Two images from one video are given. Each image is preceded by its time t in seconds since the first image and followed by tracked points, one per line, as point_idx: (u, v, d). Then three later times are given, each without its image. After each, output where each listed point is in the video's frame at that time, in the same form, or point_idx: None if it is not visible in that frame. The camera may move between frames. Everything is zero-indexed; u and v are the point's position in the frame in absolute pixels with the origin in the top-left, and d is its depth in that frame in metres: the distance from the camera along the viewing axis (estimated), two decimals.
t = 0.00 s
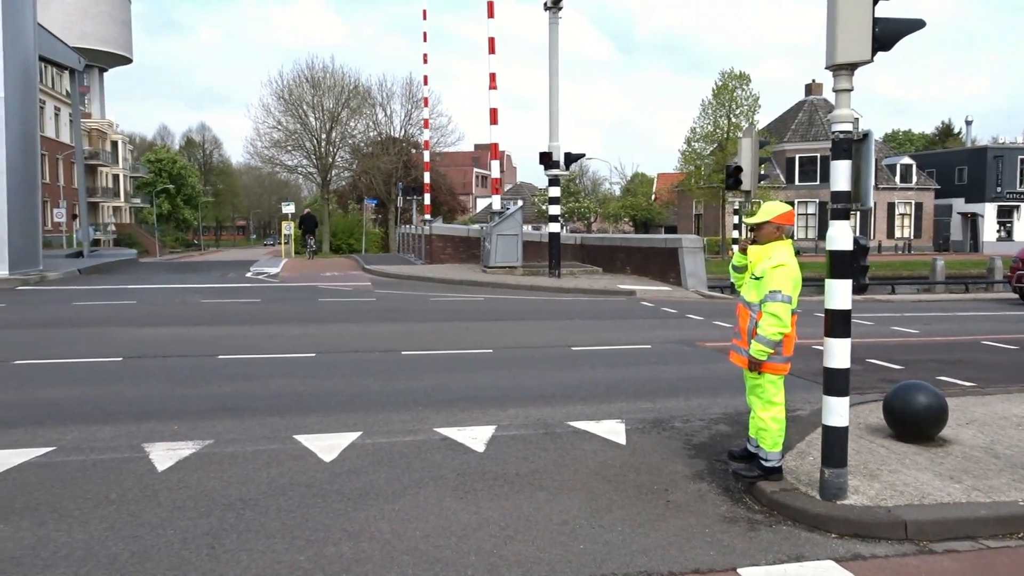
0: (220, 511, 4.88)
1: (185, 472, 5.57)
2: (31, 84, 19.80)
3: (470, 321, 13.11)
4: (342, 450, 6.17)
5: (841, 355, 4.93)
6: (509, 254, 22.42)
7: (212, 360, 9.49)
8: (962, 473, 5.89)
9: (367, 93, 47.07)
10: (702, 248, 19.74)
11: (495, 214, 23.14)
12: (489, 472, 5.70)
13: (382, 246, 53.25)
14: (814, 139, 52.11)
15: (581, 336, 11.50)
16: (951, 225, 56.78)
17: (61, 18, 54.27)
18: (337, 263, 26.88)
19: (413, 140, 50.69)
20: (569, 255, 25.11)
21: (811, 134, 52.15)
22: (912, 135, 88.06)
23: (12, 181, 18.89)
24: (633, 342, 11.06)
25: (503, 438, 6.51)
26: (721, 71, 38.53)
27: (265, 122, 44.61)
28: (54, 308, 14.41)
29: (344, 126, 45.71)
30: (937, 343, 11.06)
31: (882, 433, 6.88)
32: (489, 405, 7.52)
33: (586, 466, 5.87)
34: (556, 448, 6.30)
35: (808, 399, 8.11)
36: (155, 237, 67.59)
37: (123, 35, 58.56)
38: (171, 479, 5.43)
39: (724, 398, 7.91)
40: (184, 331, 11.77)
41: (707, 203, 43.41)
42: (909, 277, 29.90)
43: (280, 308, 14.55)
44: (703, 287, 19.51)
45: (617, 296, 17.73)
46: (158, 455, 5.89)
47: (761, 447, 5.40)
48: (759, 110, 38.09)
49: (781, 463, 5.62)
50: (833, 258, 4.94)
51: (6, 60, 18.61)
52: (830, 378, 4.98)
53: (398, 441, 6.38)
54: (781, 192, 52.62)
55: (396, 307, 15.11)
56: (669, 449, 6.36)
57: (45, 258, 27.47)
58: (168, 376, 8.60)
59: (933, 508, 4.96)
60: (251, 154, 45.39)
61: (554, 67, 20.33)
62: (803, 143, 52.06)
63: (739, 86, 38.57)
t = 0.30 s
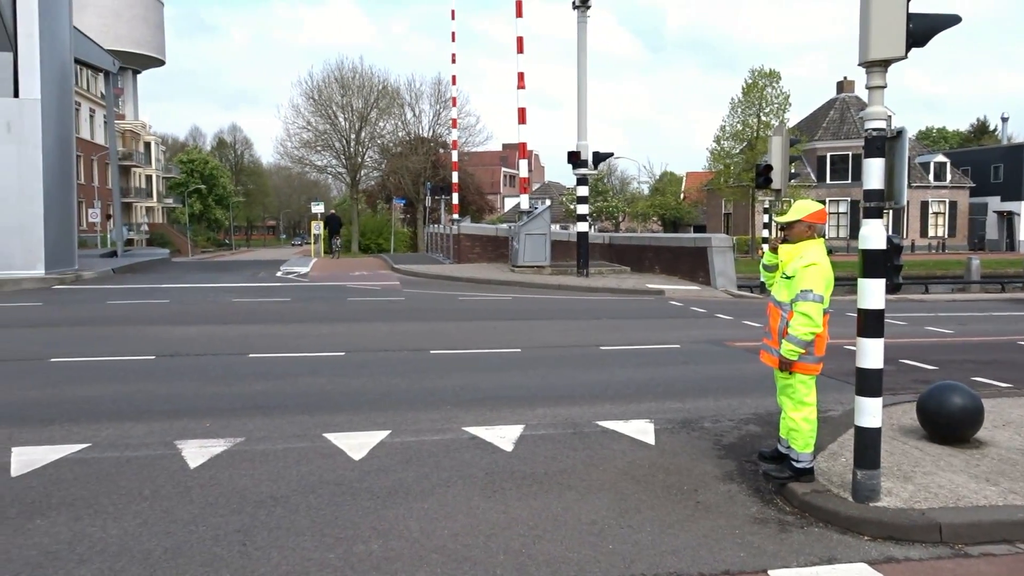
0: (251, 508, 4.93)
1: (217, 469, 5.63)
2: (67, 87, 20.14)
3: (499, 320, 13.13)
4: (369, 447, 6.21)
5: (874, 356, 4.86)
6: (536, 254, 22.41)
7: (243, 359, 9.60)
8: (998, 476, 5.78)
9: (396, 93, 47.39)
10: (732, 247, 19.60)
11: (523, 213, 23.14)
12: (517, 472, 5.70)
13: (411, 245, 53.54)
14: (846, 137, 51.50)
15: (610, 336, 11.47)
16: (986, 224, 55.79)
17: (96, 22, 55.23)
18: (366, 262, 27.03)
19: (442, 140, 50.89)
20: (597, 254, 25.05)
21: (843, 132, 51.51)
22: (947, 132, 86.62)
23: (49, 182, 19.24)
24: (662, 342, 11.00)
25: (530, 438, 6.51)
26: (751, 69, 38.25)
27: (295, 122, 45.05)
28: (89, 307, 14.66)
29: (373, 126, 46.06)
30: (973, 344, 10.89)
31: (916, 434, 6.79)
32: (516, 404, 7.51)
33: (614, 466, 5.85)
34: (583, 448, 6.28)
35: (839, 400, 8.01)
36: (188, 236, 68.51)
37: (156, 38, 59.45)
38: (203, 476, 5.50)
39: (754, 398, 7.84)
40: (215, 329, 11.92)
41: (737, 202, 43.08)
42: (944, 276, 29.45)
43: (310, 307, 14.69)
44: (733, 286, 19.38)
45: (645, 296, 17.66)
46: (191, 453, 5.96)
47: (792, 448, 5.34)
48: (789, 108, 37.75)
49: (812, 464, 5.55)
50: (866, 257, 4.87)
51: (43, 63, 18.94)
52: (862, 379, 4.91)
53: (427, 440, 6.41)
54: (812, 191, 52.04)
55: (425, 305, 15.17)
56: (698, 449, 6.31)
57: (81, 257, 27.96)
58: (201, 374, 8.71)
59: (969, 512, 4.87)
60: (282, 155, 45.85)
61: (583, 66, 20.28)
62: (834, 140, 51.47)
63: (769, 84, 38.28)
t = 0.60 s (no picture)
0: (279, 505, 4.98)
1: (247, 467, 5.70)
2: (101, 89, 20.44)
3: (525, 321, 13.13)
4: (397, 447, 6.24)
5: (907, 360, 4.80)
6: (562, 254, 22.39)
7: (272, 357, 9.69)
8: None
9: (423, 94, 47.62)
10: (760, 249, 19.45)
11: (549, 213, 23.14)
12: (543, 472, 5.70)
13: (437, 246, 53.79)
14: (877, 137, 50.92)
15: (637, 337, 11.43)
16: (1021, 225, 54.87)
17: (130, 25, 56.07)
18: (392, 263, 27.16)
19: (469, 141, 51.01)
20: (623, 255, 24.99)
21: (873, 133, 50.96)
22: (981, 132, 85.29)
23: (85, 183, 19.54)
24: (688, 343, 10.94)
25: (556, 439, 6.51)
26: (779, 69, 37.92)
27: (323, 124, 45.42)
28: (122, 306, 14.88)
29: (400, 127, 46.30)
30: (1007, 347, 10.71)
31: (949, 440, 6.69)
32: (543, 405, 7.51)
33: (641, 468, 5.83)
34: (609, 449, 6.27)
35: (870, 404, 7.92)
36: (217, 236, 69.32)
37: (188, 40, 60.25)
38: (233, 473, 5.57)
39: (782, 401, 7.78)
40: (244, 328, 12.05)
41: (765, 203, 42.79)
42: (978, 278, 29.03)
43: (338, 307, 14.81)
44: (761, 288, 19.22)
45: (672, 297, 17.59)
46: (221, 450, 6.03)
47: (822, 452, 5.28)
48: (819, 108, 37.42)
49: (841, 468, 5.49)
50: (898, 259, 4.81)
51: (78, 66, 19.22)
52: (894, 382, 4.84)
53: (453, 440, 6.43)
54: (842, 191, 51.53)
55: (451, 306, 15.23)
56: (726, 452, 6.27)
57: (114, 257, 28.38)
58: (231, 372, 8.81)
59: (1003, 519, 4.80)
60: (310, 156, 46.25)
61: (610, 67, 20.24)
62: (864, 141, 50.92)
63: (798, 83, 37.95)
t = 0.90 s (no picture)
0: (307, 500, 5.02)
1: (276, 462, 5.75)
2: (136, 88, 20.72)
3: (552, 320, 13.13)
4: (423, 444, 6.26)
5: (942, 361, 4.72)
6: (590, 253, 22.33)
7: (301, 354, 9.76)
8: None
9: (451, 93, 47.74)
10: (790, 248, 19.25)
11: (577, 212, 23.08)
12: (569, 471, 5.70)
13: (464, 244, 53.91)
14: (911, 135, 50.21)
15: (664, 337, 11.38)
16: None
17: (164, 25, 56.84)
18: (420, 261, 27.25)
19: (497, 139, 51.04)
20: (651, 254, 24.88)
21: (907, 130, 50.25)
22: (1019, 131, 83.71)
23: (119, 181, 19.81)
24: (717, 343, 10.87)
25: (583, 437, 6.50)
26: (811, 66, 37.58)
27: (353, 122, 45.71)
28: (154, 301, 15.09)
29: (428, 125, 46.47)
30: None
31: (983, 444, 6.57)
32: (569, 404, 7.50)
33: (668, 468, 5.80)
34: (636, 449, 6.25)
35: (903, 407, 7.80)
36: (247, 233, 70.06)
37: (220, 40, 60.96)
38: (262, 468, 5.62)
39: (812, 402, 7.70)
40: (273, 325, 12.17)
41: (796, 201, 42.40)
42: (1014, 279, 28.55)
43: (366, 304, 14.93)
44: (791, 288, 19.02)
45: (700, 297, 17.48)
46: (250, 445, 6.10)
47: (853, 454, 5.21)
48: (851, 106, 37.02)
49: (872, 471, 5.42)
50: (934, 258, 4.73)
51: (113, 65, 19.50)
52: (928, 384, 4.77)
53: (480, 438, 6.44)
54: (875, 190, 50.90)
55: (479, 304, 15.27)
56: (755, 453, 6.21)
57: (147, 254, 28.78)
58: (260, 368, 8.90)
59: None
60: (339, 154, 46.55)
61: (639, 64, 20.13)
62: (898, 139, 50.22)
63: (830, 81, 37.54)
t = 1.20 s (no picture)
0: (335, 494, 5.05)
1: (304, 456, 5.80)
2: (167, 85, 20.99)
3: (580, 317, 13.10)
4: (450, 440, 6.28)
5: (977, 362, 4.65)
6: (617, 250, 22.26)
7: (329, 349, 9.84)
8: None
9: (479, 89, 47.79)
10: (821, 246, 19.03)
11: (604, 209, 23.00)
12: (596, 469, 5.68)
13: (491, 240, 53.96)
14: (945, 131, 49.41)
15: (692, 334, 11.31)
16: None
17: (196, 23, 57.50)
18: (447, 257, 27.35)
19: (524, 135, 50.96)
20: (679, 251, 24.74)
21: (942, 126, 49.44)
22: None
23: (151, 176, 20.11)
24: (745, 341, 10.79)
25: (610, 435, 6.48)
26: (844, 61, 37.14)
27: (381, 118, 45.89)
28: (184, 296, 15.26)
29: (456, 121, 46.53)
30: None
31: (1019, 447, 6.45)
32: (596, 401, 7.48)
33: (696, 467, 5.77)
34: (663, 447, 6.22)
35: (936, 408, 7.68)
36: (277, 229, 70.72)
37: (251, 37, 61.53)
38: (291, 462, 5.67)
39: (843, 402, 7.61)
40: (302, 320, 12.27)
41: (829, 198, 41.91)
42: None
43: (394, 300, 14.99)
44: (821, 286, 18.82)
45: (729, 294, 17.35)
46: (279, 438, 6.16)
47: (885, 455, 5.15)
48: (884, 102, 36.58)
49: (905, 472, 5.34)
50: (970, 257, 4.65)
51: (146, 63, 19.78)
52: (964, 385, 4.70)
53: (506, 434, 6.44)
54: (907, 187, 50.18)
55: (506, 300, 15.28)
56: (784, 453, 6.15)
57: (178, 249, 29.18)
58: (289, 363, 8.98)
59: None
60: (367, 150, 46.78)
61: (668, 60, 20.03)
62: (932, 135, 49.42)
63: (863, 76, 37.08)
